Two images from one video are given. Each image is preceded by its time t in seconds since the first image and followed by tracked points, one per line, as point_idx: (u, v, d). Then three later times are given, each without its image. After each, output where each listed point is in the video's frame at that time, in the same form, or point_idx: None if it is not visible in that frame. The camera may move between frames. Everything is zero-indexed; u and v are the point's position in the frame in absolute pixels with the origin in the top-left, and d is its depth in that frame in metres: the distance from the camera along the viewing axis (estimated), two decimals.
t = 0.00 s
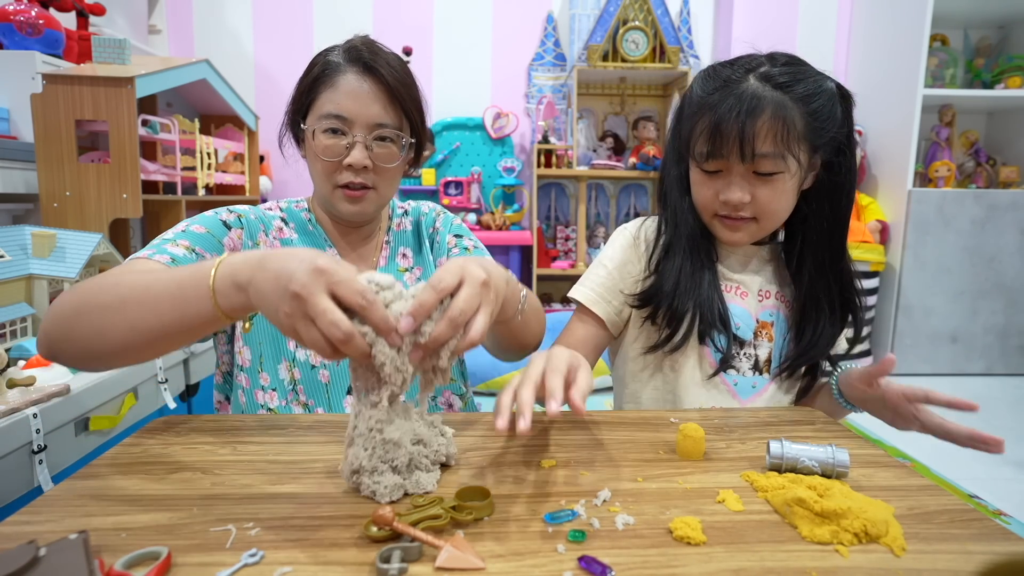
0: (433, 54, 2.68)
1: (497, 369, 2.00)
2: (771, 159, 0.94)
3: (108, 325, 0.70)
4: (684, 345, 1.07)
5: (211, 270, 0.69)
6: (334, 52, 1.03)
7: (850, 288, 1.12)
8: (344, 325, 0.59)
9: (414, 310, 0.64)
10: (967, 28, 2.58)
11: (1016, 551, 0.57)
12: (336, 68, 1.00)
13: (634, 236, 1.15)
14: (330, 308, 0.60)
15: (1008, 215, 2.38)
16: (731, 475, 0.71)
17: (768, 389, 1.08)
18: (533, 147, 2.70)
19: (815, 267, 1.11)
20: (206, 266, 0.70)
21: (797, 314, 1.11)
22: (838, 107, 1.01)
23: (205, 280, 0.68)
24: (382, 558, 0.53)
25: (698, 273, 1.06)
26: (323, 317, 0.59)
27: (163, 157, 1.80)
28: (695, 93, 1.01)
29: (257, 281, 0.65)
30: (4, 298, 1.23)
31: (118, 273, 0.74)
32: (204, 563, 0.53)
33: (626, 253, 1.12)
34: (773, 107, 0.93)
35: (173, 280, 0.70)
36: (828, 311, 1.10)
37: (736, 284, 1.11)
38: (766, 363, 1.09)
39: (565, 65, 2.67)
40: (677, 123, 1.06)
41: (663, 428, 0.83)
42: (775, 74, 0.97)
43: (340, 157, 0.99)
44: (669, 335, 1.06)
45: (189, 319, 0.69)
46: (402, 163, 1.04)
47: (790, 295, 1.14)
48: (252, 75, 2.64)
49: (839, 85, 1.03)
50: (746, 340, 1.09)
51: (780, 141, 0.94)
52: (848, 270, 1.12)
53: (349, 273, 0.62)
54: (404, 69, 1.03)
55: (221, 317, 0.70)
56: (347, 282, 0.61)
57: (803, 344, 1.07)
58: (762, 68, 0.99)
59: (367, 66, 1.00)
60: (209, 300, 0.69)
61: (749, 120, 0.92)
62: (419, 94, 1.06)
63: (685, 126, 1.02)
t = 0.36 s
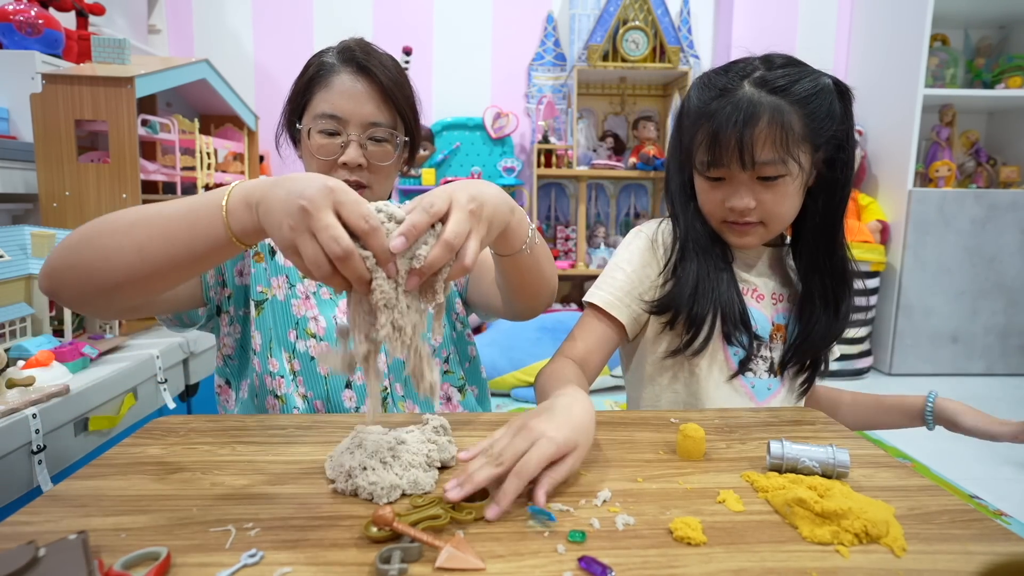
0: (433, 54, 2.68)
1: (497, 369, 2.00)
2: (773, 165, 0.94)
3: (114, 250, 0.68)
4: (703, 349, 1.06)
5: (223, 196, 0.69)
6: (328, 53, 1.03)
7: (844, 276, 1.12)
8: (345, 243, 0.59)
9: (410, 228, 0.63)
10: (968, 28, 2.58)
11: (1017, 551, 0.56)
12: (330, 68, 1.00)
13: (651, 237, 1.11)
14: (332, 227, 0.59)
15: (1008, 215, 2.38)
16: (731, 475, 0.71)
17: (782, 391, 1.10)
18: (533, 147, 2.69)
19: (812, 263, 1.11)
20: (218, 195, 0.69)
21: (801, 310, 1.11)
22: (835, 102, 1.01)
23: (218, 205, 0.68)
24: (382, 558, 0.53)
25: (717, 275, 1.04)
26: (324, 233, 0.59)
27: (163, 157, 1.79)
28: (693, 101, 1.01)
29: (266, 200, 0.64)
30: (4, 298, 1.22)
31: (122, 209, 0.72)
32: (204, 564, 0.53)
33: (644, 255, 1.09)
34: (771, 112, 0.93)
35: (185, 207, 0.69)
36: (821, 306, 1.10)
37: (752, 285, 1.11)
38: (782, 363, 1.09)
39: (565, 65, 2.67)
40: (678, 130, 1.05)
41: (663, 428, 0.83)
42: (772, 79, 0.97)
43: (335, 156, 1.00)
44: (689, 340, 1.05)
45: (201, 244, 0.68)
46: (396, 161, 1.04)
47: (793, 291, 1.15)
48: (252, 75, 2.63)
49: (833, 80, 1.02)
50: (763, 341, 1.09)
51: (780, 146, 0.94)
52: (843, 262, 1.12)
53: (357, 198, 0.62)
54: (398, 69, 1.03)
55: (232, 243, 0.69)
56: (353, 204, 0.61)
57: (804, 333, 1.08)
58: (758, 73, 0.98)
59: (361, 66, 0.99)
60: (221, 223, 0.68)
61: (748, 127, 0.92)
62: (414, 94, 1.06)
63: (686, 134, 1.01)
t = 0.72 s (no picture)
0: (434, 54, 2.68)
1: (497, 369, 2.01)
2: (788, 173, 0.94)
3: (95, 349, 0.68)
4: (709, 354, 1.06)
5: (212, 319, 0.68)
6: (332, 57, 1.03)
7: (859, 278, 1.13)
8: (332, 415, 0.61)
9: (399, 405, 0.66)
10: (967, 28, 2.58)
11: (1015, 551, 0.57)
12: (335, 72, 1.01)
13: (655, 241, 1.12)
14: (321, 394, 0.62)
15: (1007, 216, 2.38)
16: (731, 475, 0.71)
17: (787, 391, 1.10)
18: (533, 147, 2.70)
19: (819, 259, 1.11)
20: (208, 315, 0.69)
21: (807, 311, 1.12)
22: (847, 108, 1.01)
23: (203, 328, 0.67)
24: (388, 556, 0.53)
25: (721, 280, 1.04)
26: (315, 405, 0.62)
27: (164, 157, 1.79)
28: (706, 104, 1.00)
29: (257, 347, 0.65)
30: (5, 298, 1.23)
31: (112, 299, 0.71)
32: (205, 563, 0.53)
33: (648, 259, 1.10)
34: (789, 119, 0.93)
35: (172, 322, 0.68)
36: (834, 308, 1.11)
37: (756, 287, 1.11)
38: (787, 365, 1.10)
39: (565, 66, 2.67)
40: (689, 133, 1.04)
41: (663, 428, 0.83)
42: (785, 86, 0.97)
43: (341, 159, 1.00)
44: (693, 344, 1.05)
45: (178, 363, 0.68)
46: (401, 164, 1.04)
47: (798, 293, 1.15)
48: (252, 75, 2.64)
49: (843, 85, 1.03)
50: (768, 340, 1.10)
51: (797, 154, 0.94)
52: (851, 265, 1.12)
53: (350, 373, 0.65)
54: (402, 73, 1.03)
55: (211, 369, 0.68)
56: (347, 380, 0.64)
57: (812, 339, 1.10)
58: (771, 78, 0.98)
59: (366, 70, 1.00)
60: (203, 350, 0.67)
61: (767, 133, 0.92)
62: (417, 97, 1.07)
63: (697, 138, 1.01)
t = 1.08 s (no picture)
0: (433, 55, 2.68)
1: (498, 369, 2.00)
2: (784, 169, 0.94)
3: (122, 377, 0.70)
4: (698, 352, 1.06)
5: (241, 361, 0.69)
6: (336, 53, 1.03)
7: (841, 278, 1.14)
8: (365, 459, 0.61)
9: (419, 443, 0.63)
10: (967, 28, 2.58)
11: (1015, 551, 0.57)
12: (338, 69, 1.01)
13: (646, 241, 1.12)
14: (351, 431, 0.62)
15: (1007, 215, 2.39)
16: (731, 475, 0.71)
17: (779, 388, 1.09)
18: (533, 147, 2.70)
19: (808, 259, 1.12)
20: (237, 355, 0.70)
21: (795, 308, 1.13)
22: (840, 108, 1.02)
23: (231, 370, 0.68)
24: (389, 565, 0.52)
25: (711, 276, 1.05)
26: (347, 450, 0.61)
27: (164, 157, 1.79)
28: (703, 101, 1.00)
29: (283, 389, 0.66)
30: (5, 299, 1.23)
31: (141, 318, 0.72)
32: (204, 563, 0.53)
33: (640, 258, 1.10)
34: (787, 117, 0.93)
35: (199, 359, 0.69)
36: (821, 304, 1.12)
37: (748, 285, 1.11)
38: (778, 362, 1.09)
39: (565, 66, 2.67)
40: (685, 131, 1.05)
41: (663, 428, 0.83)
42: (782, 84, 0.97)
43: (342, 156, 1.00)
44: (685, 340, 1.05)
45: (198, 400, 0.69)
46: (403, 161, 1.04)
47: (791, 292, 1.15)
48: (252, 75, 2.64)
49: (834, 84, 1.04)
50: (761, 337, 1.09)
51: (793, 150, 0.94)
52: (837, 264, 1.13)
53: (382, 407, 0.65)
54: (405, 69, 1.03)
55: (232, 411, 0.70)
56: (374, 414, 0.63)
57: (801, 336, 1.09)
58: (767, 77, 0.98)
59: (369, 66, 1.00)
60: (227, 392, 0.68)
61: (765, 130, 0.92)
62: (420, 94, 1.07)
63: (693, 135, 1.01)
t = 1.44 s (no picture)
0: (434, 55, 2.68)
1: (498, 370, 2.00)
2: (786, 182, 0.94)
3: (125, 336, 0.64)
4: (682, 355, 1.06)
5: (247, 297, 0.62)
6: (341, 54, 1.03)
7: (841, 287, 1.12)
8: (388, 394, 0.55)
9: (446, 393, 0.60)
10: (967, 28, 2.58)
11: (1015, 551, 0.57)
12: (343, 71, 1.00)
13: (632, 245, 1.13)
14: (368, 365, 0.54)
15: (1007, 215, 2.39)
16: (731, 475, 0.71)
17: (767, 391, 1.09)
18: (533, 147, 2.70)
19: (806, 265, 1.10)
20: (243, 292, 0.63)
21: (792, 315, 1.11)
22: (839, 120, 1.03)
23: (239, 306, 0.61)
24: None
25: (697, 282, 1.05)
26: (365, 383, 0.54)
27: (164, 157, 1.79)
28: (706, 108, 0.99)
29: (294, 315, 0.58)
30: (5, 299, 1.23)
31: (152, 276, 0.68)
32: (205, 563, 0.53)
33: (625, 262, 1.10)
34: (791, 128, 0.93)
35: (210, 299, 0.63)
36: (820, 310, 1.10)
37: (734, 289, 1.11)
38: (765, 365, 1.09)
39: (565, 66, 2.67)
40: (686, 136, 1.04)
41: (664, 428, 0.83)
42: (787, 94, 0.97)
43: (346, 161, 1.00)
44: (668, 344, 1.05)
45: (213, 342, 0.62)
46: (407, 166, 1.04)
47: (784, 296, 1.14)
48: (252, 75, 2.64)
49: (835, 96, 1.04)
50: (745, 341, 1.09)
51: (796, 162, 0.94)
52: (838, 274, 1.11)
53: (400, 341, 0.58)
54: (411, 72, 1.03)
55: (247, 352, 0.63)
56: (394, 348, 0.56)
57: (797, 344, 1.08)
58: (773, 86, 0.98)
59: (375, 69, 1.00)
60: (237, 329, 0.62)
61: (769, 141, 0.92)
62: (426, 97, 1.07)
63: (695, 140, 1.00)
